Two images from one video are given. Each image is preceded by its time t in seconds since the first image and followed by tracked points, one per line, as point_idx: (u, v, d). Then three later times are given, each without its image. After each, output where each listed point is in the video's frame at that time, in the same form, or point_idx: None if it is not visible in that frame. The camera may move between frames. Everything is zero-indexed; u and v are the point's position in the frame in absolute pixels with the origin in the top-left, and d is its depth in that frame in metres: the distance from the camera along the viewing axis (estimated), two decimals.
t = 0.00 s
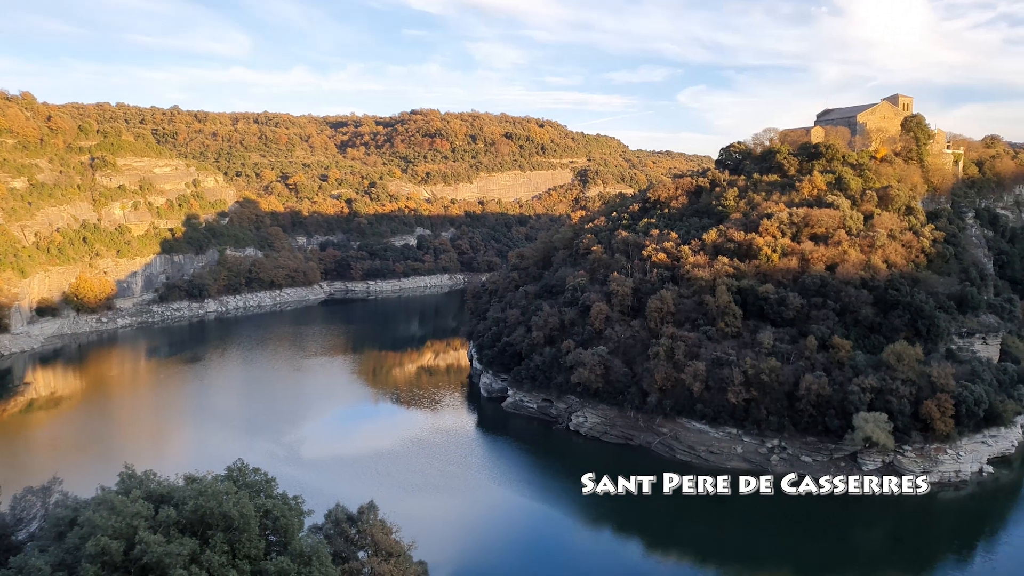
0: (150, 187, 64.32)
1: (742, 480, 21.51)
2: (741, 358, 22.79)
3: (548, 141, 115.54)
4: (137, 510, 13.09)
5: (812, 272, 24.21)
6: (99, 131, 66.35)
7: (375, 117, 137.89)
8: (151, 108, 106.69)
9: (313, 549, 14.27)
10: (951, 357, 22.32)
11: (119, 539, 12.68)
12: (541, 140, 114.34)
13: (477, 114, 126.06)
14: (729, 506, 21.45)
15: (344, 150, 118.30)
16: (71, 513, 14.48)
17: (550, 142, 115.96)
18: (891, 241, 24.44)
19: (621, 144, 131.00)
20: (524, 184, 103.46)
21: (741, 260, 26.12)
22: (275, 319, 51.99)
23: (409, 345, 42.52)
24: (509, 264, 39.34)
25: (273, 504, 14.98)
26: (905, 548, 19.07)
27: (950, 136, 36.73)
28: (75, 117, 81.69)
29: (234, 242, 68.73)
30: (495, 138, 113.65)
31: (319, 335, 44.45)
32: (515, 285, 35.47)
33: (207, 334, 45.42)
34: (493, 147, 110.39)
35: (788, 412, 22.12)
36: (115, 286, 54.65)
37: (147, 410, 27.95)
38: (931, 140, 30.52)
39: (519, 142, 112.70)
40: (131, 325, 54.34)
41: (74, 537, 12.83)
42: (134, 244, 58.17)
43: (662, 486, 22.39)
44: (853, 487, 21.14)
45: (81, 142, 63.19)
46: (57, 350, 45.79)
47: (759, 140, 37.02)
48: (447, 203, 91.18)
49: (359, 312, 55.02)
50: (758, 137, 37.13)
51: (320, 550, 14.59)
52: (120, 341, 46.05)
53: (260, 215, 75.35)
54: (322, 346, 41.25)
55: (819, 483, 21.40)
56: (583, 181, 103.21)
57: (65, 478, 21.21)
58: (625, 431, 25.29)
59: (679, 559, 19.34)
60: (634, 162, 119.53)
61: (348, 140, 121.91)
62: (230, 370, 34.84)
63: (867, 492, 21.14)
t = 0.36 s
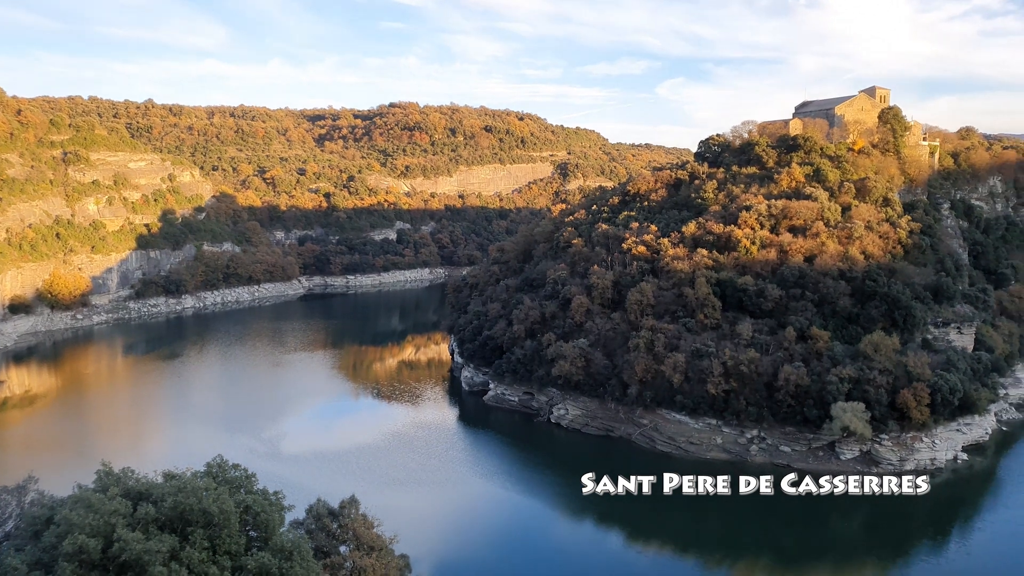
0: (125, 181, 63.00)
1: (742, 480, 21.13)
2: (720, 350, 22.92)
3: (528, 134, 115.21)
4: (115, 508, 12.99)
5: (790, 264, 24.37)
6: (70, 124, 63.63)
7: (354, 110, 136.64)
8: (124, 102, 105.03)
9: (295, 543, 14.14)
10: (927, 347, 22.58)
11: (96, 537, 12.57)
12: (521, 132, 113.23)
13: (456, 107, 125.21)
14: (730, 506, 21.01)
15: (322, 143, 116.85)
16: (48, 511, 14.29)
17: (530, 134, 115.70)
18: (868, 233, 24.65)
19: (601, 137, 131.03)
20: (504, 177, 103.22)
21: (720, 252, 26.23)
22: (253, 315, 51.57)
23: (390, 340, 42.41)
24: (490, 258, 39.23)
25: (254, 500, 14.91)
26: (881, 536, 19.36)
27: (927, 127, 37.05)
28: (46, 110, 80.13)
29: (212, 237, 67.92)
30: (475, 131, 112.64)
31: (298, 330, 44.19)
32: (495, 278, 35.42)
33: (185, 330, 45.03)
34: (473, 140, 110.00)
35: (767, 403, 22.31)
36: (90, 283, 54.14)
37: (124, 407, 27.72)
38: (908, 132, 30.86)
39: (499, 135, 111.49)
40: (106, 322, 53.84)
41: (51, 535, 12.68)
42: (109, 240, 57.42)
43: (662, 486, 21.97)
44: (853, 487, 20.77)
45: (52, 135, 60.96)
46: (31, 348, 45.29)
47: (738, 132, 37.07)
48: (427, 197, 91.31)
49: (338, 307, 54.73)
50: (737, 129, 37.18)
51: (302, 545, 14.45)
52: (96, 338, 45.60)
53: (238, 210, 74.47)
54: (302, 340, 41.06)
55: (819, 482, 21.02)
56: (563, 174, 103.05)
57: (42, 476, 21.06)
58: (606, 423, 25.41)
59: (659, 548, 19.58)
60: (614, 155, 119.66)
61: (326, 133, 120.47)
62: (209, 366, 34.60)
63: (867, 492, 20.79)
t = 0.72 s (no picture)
0: (101, 173, 62.04)
1: (742, 479, 20.61)
2: (702, 339, 23.03)
3: (510, 124, 114.88)
4: (95, 502, 12.58)
5: (771, 254, 24.48)
6: (44, 115, 63.67)
7: (334, 101, 135.36)
8: (100, 93, 103.38)
9: (278, 536, 14.27)
10: (906, 334, 22.79)
11: (77, 532, 12.20)
12: (502, 123, 113.06)
13: (438, 97, 124.32)
14: (730, 507, 20.48)
15: (302, 134, 115.70)
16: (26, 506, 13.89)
17: (512, 125, 115.34)
18: (848, 222, 24.82)
19: (583, 127, 130.90)
20: (487, 168, 102.89)
21: (701, 242, 26.31)
22: (234, 307, 51.13)
23: (372, 332, 42.27)
24: (472, 249, 39.09)
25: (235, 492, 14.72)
26: (860, 522, 19.59)
27: (905, 117, 37.39)
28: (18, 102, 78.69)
29: (191, 229, 66.76)
30: (456, 121, 111.80)
31: (280, 323, 43.91)
32: (478, 270, 35.33)
33: (164, 323, 44.65)
34: (454, 131, 109.46)
35: (748, 391, 22.47)
36: (67, 276, 53.53)
37: (103, 401, 27.49)
38: (887, 122, 31.12)
39: (481, 126, 110.77)
40: (84, 316, 53.24)
41: (30, 531, 12.30)
42: (86, 233, 56.65)
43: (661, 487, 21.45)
44: (853, 487, 20.34)
45: (26, 127, 60.76)
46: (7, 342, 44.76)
47: (718, 122, 37.09)
48: (408, 188, 90.89)
49: (320, 299, 54.40)
50: (718, 119, 37.19)
51: (284, 537, 14.58)
52: (74, 332, 45.14)
53: (217, 202, 73.67)
54: (283, 333, 40.86)
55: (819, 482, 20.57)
56: (546, 164, 102.95)
57: (21, 473, 20.90)
58: (589, 412, 25.50)
59: (642, 537, 19.75)
60: (596, 145, 119.75)
61: (306, 124, 119.05)
62: (188, 360, 34.36)
63: (867, 492, 20.35)
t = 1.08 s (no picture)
0: (79, 162, 61.08)
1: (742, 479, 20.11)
2: (684, 326, 23.15)
3: (494, 112, 114.46)
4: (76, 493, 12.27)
5: (753, 241, 24.59)
6: (19, 104, 62.06)
7: (315, 88, 133.84)
8: (76, 80, 101.61)
9: (261, 526, 13.88)
10: (886, 321, 23.00)
11: (57, 524, 11.87)
12: (485, 111, 112.67)
13: (420, 85, 123.27)
14: (730, 507, 19.94)
15: (284, 122, 114.46)
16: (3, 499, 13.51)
17: (496, 112, 114.91)
18: (830, 209, 24.99)
19: (567, 115, 130.55)
20: (470, 157, 102.52)
21: (684, 230, 26.39)
22: (216, 297, 50.69)
23: (356, 321, 42.17)
24: (456, 237, 38.91)
25: (219, 483, 14.43)
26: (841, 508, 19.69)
27: (887, 105, 37.66)
28: None
29: (171, 219, 66.09)
30: (439, 109, 111.00)
31: (262, 312, 43.68)
32: (462, 259, 35.22)
33: (145, 313, 44.31)
34: (437, 118, 108.88)
35: (730, 377, 22.65)
36: (45, 267, 53.03)
37: (84, 392, 27.32)
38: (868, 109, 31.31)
39: (464, 113, 110.14)
40: (64, 307, 52.75)
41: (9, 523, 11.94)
42: (64, 223, 56.00)
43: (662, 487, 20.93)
44: (853, 487, 19.96)
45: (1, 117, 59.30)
46: None
47: (702, 110, 37.09)
48: (391, 176, 90.32)
49: (303, 289, 54.08)
50: (701, 106, 37.19)
51: (268, 527, 14.23)
52: (54, 323, 44.74)
53: (197, 191, 72.78)
54: (265, 323, 40.67)
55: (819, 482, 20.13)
56: (529, 152, 102.83)
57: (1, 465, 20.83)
58: (572, 400, 25.59)
59: (627, 522, 19.92)
60: (579, 133, 119.72)
61: (287, 112, 117.68)
62: (170, 350, 34.18)
63: (867, 492, 19.99)
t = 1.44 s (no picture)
0: (57, 150, 60.16)
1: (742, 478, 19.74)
2: (668, 313, 23.25)
3: (477, 99, 114.01)
4: (57, 483, 11.93)
5: (736, 228, 24.69)
6: None
7: (296, 74, 132.21)
8: (52, 66, 99.79)
9: (246, 514, 13.51)
10: (867, 307, 23.21)
11: (39, 515, 11.53)
12: (468, 98, 112.28)
13: (403, 71, 122.20)
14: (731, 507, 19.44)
15: (265, 109, 113.17)
16: None
17: (479, 99, 114.46)
18: (812, 196, 25.16)
19: (550, 101, 130.10)
20: (453, 144, 102.11)
21: (667, 217, 26.45)
22: (197, 286, 50.29)
23: (339, 310, 42.03)
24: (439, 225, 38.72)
25: (204, 472, 14.14)
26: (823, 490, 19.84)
27: (868, 92, 37.93)
28: None
29: (152, 207, 65.10)
30: (422, 96, 110.22)
31: (245, 301, 43.42)
32: (446, 246, 35.09)
33: (126, 303, 43.88)
34: (420, 105, 108.30)
35: (713, 363, 22.83)
36: (23, 256, 52.25)
37: (64, 382, 27.11)
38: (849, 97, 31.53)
39: (447, 100, 109.66)
40: (43, 296, 52.06)
41: None
42: (42, 211, 54.95)
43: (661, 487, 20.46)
44: (853, 487, 19.75)
45: None
46: None
47: (685, 97, 37.08)
48: (373, 164, 89.66)
49: (286, 277, 53.72)
50: (684, 93, 37.20)
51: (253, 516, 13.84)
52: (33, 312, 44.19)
53: (178, 178, 71.82)
54: (248, 311, 40.44)
55: (819, 482, 19.88)
56: (513, 139, 102.64)
57: None
58: (557, 386, 25.69)
59: (611, 507, 20.06)
60: (563, 120, 119.61)
61: (268, 98, 116.21)
62: (152, 339, 33.96)
63: (867, 492, 19.77)
